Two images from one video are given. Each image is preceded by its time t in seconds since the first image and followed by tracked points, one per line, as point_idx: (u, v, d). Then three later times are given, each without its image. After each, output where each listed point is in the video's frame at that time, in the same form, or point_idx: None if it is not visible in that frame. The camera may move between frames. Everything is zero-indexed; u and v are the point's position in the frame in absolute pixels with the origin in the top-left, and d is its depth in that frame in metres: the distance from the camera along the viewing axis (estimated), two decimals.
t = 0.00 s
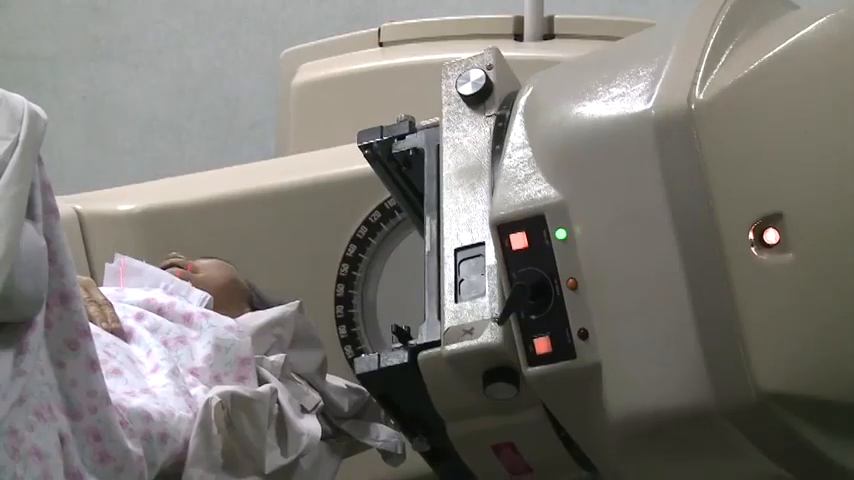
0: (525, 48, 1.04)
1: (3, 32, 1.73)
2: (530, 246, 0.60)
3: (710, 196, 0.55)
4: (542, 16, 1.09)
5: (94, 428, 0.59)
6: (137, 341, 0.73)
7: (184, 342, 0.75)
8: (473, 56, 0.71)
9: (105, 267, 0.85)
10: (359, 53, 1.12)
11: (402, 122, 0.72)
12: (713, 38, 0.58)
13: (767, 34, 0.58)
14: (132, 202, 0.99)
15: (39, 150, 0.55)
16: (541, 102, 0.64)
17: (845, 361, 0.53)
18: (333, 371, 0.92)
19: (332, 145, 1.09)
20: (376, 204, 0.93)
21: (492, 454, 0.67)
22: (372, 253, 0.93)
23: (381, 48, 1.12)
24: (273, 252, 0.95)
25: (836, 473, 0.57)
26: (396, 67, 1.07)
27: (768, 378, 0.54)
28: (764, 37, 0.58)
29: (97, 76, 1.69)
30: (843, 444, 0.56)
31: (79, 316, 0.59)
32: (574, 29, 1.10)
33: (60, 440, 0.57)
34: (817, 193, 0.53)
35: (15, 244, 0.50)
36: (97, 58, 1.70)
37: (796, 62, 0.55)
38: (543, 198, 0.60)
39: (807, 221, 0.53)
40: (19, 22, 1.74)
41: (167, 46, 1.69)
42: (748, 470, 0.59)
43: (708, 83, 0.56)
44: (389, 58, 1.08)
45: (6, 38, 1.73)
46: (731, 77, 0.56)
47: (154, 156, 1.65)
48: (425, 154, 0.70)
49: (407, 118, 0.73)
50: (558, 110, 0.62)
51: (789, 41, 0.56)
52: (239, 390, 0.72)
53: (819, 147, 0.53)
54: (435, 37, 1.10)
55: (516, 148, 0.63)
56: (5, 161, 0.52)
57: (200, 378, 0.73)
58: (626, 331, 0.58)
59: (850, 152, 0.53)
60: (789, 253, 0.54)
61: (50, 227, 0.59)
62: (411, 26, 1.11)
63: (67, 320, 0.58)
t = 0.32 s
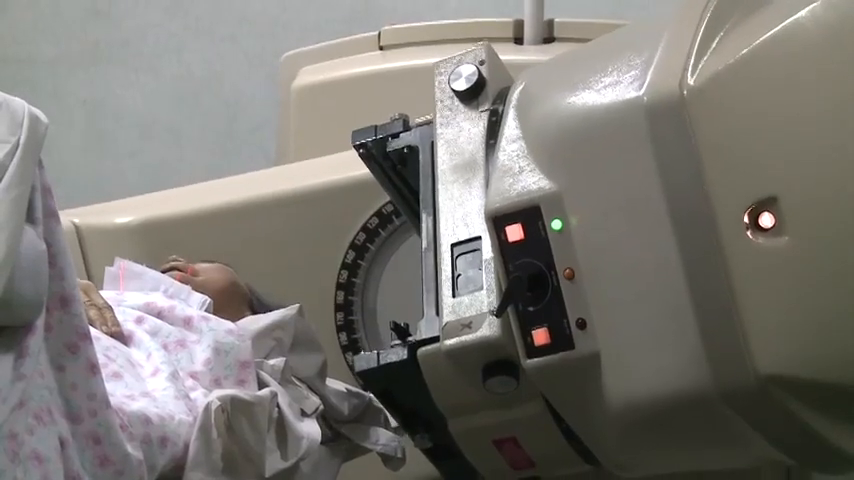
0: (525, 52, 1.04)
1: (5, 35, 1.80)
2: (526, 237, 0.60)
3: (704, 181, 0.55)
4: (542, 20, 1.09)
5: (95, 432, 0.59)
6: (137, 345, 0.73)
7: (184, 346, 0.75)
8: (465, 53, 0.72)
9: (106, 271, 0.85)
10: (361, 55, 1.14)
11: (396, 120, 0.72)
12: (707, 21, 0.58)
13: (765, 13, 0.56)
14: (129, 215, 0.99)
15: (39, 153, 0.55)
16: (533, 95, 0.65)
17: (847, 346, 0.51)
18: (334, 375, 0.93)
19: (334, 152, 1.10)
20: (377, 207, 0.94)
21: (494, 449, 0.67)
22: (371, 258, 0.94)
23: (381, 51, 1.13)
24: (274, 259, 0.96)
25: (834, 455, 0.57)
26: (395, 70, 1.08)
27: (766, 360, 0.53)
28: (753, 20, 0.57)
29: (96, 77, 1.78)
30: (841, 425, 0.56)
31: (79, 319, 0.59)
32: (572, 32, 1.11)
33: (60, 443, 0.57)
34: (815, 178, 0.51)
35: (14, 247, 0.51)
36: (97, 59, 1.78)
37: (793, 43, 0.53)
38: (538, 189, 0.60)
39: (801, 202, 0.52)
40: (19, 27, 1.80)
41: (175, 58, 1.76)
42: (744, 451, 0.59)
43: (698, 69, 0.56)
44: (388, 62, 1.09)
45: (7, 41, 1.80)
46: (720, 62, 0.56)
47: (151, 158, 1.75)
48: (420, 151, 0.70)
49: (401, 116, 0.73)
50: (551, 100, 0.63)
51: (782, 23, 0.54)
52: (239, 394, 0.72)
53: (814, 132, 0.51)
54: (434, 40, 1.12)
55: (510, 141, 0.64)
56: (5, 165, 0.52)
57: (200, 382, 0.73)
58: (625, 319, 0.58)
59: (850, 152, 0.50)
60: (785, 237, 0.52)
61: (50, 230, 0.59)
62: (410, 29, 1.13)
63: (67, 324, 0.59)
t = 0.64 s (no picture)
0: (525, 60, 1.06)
1: (18, 43, 1.86)
2: (522, 228, 0.61)
3: (694, 166, 0.57)
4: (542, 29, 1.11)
5: (106, 432, 0.61)
6: (147, 347, 0.75)
7: (193, 348, 0.77)
8: (456, 54, 0.75)
9: (116, 275, 0.87)
10: (366, 64, 1.17)
11: (392, 122, 0.74)
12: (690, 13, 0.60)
13: None
14: (137, 231, 1.00)
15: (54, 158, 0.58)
16: (524, 92, 0.67)
17: (837, 322, 0.53)
18: (341, 376, 0.95)
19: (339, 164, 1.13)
20: (384, 209, 0.97)
21: (496, 439, 0.68)
22: (375, 263, 0.96)
23: (384, 60, 1.16)
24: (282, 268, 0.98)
25: (829, 433, 0.58)
26: (395, 79, 1.10)
27: (760, 338, 0.54)
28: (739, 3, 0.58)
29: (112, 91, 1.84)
30: (833, 403, 0.57)
31: (90, 324, 0.61)
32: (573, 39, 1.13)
33: (72, 443, 0.59)
34: (801, 159, 0.53)
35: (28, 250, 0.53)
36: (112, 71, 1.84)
37: (776, 27, 0.55)
38: (532, 181, 0.62)
39: (788, 183, 0.54)
40: (31, 35, 1.86)
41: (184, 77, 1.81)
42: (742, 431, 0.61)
43: (685, 56, 0.58)
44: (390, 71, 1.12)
45: (20, 50, 1.86)
46: (706, 49, 0.58)
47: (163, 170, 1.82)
48: (416, 151, 0.72)
49: (397, 118, 0.75)
50: (543, 94, 0.65)
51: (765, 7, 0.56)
52: (246, 395, 0.73)
53: (800, 116, 0.53)
54: (435, 49, 1.15)
55: (503, 137, 0.66)
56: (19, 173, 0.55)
57: (209, 383, 0.75)
58: (620, 304, 0.59)
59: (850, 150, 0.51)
60: (773, 218, 0.54)
61: (64, 235, 0.62)
62: (412, 39, 1.16)
63: (79, 328, 0.61)
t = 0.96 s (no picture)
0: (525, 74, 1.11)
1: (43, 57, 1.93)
2: (516, 218, 0.66)
3: (676, 152, 0.61)
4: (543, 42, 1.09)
5: (131, 424, 0.69)
6: (170, 344, 0.80)
7: (213, 345, 0.81)
8: (450, 60, 0.80)
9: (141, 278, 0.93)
10: (374, 79, 1.22)
11: (392, 127, 0.79)
12: (668, 10, 0.64)
13: None
14: (158, 247, 1.07)
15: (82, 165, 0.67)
16: (514, 93, 0.72)
17: (815, 293, 0.57)
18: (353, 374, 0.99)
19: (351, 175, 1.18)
20: (392, 215, 1.02)
21: (500, 420, 0.72)
22: (382, 268, 1.01)
23: (393, 75, 1.22)
24: (296, 275, 1.02)
25: (809, 402, 0.62)
26: (400, 93, 1.16)
27: (742, 310, 0.58)
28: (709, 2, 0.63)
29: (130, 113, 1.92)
30: (812, 373, 0.61)
31: (115, 322, 0.69)
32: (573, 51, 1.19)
33: (100, 435, 0.68)
34: (773, 143, 0.58)
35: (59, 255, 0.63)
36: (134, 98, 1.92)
37: (748, 24, 0.60)
38: (525, 173, 0.67)
39: (763, 167, 0.58)
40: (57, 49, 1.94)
41: (205, 94, 1.90)
42: (729, 402, 0.64)
43: (664, 47, 0.63)
44: (398, 87, 1.17)
45: (45, 64, 1.93)
46: (683, 42, 0.62)
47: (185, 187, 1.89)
48: (415, 153, 0.76)
49: (397, 124, 0.80)
50: (532, 92, 0.70)
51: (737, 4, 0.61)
52: (263, 389, 0.78)
53: (773, 104, 0.58)
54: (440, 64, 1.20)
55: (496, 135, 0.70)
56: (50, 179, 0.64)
57: (228, 378, 0.80)
58: (611, 285, 0.63)
59: (849, 151, 0.55)
60: (751, 199, 0.58)
61: (91, 239, 0.70)
62: (418, 54, 1.21)
63: (105, 326, 0.69)
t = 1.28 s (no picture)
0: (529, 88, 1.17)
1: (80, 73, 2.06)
2: (513, 210, 0.71)
3: (658, 141, 0.65)
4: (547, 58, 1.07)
5: (160, 415, 0.77)
6: (197, 341, 0.86)
7: (237, 342, 0.87)
8: (446, 69, 0.86)
9: (170, 278, 0.99)
10: (388, 95, 1.29)
11: (395, 133, 0.85)
12: (648, 10, 0.69)
13: None
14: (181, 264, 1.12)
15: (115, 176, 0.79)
16: (507, 95, 0.77)
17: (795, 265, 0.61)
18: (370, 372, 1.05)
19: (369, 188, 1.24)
20: (401, 223, 1.08)
21: (506, 400, 0.76)
22: (393, 274, 1.08)
23: (405, 90, 1.28)
24: (314, 282, 1.08)
25: (792, 370, 0.66)
26: (412, 107, 1.22)
27: (727, 283, 0.62)
28: None
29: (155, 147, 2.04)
30: (793, 343, 0.66)
31: (146, 321, 0.79)
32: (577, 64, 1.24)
33: (132, 425, 0.76)
34: (749, 129, 0.62)
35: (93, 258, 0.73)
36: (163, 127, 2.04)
37: (720, 21, 0.64)
38: (519, 167, 0.72)
39: (741, 150, 0.62)
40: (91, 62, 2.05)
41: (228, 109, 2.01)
42: (718, 373, 0.69)
43: (644, 43, 0.68)
44: (409, 101, 1.23)
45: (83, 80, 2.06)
46: (660, 36, 0.67)
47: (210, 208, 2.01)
48: (418, 155, 0.82)
49: (400, 130, 0.86)
50: (523, 92, 0.75)
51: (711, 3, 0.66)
52: (283, 383, 0.83)
53: (747, 95, 0.62)
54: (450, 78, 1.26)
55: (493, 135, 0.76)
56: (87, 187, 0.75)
57: (251, 372, 0.85)
58: (601, 267, 0.68)
59: (812, 130, 0.60)
60: (730, 180, 0.63)
61: (123, 244, 0.80)
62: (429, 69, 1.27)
63: (137, 324, 0.78)
